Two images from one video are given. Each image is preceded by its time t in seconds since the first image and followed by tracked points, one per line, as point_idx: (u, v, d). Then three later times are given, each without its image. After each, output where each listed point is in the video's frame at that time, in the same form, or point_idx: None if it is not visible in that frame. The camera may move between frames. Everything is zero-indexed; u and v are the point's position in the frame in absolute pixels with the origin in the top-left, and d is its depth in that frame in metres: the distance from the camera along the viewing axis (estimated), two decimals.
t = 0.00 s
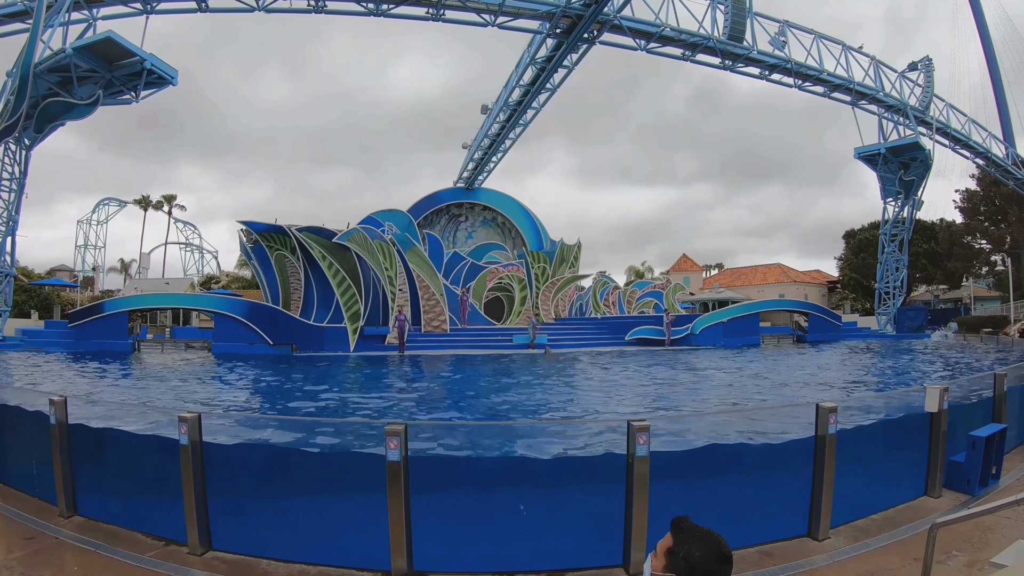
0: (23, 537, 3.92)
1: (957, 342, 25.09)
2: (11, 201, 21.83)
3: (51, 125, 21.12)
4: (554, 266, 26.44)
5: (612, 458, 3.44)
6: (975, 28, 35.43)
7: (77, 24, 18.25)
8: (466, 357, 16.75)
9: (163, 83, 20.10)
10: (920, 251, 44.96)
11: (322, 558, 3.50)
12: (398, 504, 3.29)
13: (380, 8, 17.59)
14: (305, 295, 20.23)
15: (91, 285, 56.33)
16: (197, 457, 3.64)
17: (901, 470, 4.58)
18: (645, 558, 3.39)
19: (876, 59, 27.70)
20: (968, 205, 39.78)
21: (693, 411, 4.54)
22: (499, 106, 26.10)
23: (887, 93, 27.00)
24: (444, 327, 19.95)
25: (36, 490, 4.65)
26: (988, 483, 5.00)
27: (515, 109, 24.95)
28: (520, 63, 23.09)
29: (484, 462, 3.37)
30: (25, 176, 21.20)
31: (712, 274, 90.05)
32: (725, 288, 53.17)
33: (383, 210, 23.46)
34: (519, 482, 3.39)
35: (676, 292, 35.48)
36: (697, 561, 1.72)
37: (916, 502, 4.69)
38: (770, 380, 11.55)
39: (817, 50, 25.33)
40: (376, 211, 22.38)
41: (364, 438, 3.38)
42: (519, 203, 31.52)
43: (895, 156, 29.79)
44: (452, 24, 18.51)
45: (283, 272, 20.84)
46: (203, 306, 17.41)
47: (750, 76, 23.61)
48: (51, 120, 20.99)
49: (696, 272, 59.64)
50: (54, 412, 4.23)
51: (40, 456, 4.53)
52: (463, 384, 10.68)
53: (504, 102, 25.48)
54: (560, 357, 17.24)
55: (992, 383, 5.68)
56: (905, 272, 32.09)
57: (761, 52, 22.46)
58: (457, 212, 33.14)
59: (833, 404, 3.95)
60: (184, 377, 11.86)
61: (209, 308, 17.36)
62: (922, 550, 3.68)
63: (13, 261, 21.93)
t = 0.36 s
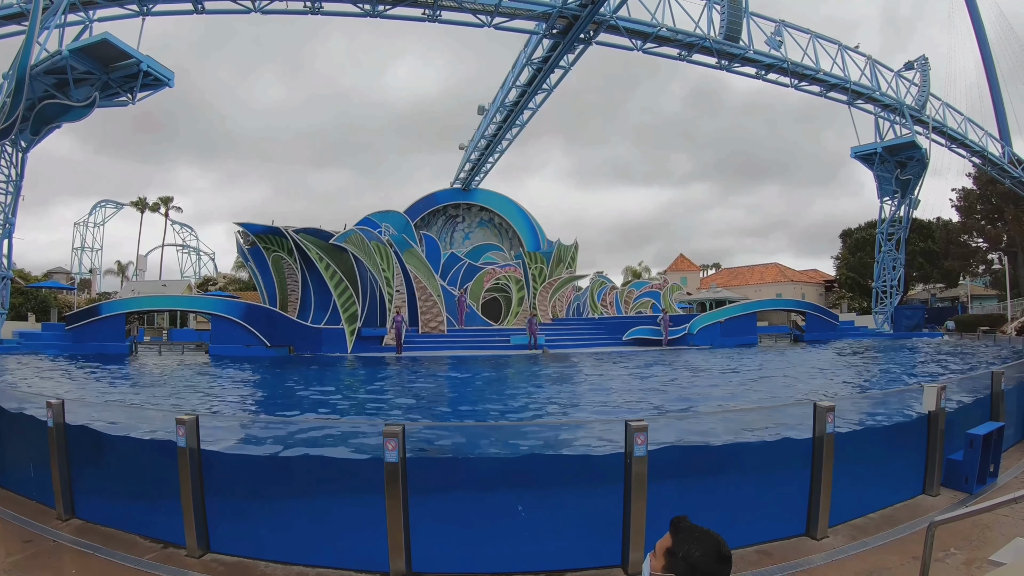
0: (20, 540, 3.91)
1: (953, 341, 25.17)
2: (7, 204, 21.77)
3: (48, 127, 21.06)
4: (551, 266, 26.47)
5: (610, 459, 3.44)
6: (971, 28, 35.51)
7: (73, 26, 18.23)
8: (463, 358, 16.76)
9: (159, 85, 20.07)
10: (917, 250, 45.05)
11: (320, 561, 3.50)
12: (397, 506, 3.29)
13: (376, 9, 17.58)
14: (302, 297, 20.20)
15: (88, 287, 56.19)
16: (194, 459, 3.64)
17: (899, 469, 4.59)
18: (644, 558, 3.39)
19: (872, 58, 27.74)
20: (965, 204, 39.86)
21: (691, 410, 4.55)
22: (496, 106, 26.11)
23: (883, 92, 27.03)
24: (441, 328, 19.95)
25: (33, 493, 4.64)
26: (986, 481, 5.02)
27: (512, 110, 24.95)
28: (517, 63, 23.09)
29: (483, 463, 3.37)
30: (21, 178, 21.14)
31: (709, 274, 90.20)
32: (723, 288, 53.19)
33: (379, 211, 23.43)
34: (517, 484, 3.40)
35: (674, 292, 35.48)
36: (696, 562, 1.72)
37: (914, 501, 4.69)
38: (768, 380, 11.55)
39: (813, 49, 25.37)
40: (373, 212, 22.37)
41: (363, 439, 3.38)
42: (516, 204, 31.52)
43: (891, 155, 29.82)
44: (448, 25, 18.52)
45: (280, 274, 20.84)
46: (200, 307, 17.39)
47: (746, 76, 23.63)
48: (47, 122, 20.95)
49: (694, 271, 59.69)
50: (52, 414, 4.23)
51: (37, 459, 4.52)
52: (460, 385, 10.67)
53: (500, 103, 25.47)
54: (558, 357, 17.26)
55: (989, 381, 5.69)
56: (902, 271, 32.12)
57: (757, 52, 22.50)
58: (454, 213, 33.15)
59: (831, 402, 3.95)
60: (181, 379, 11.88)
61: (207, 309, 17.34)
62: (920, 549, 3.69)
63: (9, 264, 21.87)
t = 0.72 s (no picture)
0: (18, 540, 3.91)
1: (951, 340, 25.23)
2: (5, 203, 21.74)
3: (46, 126, 21.03)
4: (550, 265, 26.49)
5: (609, 457, 3.45)
6: (969, 27, 35.52)
7: (71, 25, 18.20)
8: (462, 357, 16.76)
9: (157, 84, 20.05)
10: (916, 249, 45.08)
11: (319, 560, 3.50)
12: (395, 506, 3.28)
13: (375, 8, 17.57)
14: (301, 296, 20.16)
15: (86, 287, 56.16)
16: (193, 459, 3.64)
17: (898, 467, 4.60)
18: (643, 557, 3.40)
19: (870, 58, 27.76)
20: (963, 203, 39.90)
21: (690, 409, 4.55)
22: (494, 106, 26.10)
23: (881, 91, 27.05)
24: (440, 327, 19.94)
25: (31, 492, 4.63)
26: (984, 480, 5.03)
27: (511, 109, 24.93)
28: (516, 62, 23.08)
29: (481, 462, 3.37)
30: (19, 178, 21.10)
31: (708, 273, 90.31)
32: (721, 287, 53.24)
33: (378, 210, 23.42)
34: (516, 483, 3.39)
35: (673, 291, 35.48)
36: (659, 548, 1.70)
37: (913, 499, 4.70)
38: (768, 380, 11.51)
39: (812, 49, 25.40)
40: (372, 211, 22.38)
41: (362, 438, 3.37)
42: (514, 203, 31.51)
43: (890, 155, 29.85)
44: (447, 24, 18.51)
45: (278, 274, 20.84)
46: (199, 307, 17.37)
47: (744, 75, 23.65)
48: (45, 121, 20.91)
49: (692, 270, 59.72)
50: (50, 414, 4.23)
51: (35, 459, 4.51)
52: (459, 384, 10.66)
53: (499, 102, 25.45)
54: (556, 356, 17.26)
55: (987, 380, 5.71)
56: (900, 270, 32.14)
57: (755, 51, 22.51)
58: (453, 212, 33.14)
59: (830, 402, 3.96)
60: (179, 378, 11.89)
61: (205, 309, 17.33)
62: (920, 548, 3.69)
63: (7, 263, 21.84)
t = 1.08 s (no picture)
0: (19, 538, 3.91)
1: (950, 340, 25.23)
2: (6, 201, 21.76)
3: (47, 125, 21.04)
4: (550, 264, 26.51)
5: (610, 456, 3.45)
6: (970, 27, 35.48)
7: (72, 23, 18.22)
8: (462, 356, 16.76)
9: (158, 82, 20.04)
10: (916, 249, 45.08)
11: (320, 559, 3.50)
12: (395, 505, 3.28)
13: (375, 7, 17.55)
14: (301, 295, 20.14)
15: (86, 285, 56.21)
16: (194, 456, 3.64)
17: (898, 466, 4.60)
18: (643, 556, 3.41)
19: (871, 57, 27.73)
20: (963, 203, 39.90)
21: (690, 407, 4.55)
22: (495, 104, 26.07)
23: (882, 91, 27.02)
24: (440, 325, 19.91)
25: (31, 490, 4.64)
26: (984, 479, 5.02)
27: (511, 107, 24.91)
28: (516, 61, 23.06)
29: (480, 459, 3.36)
30: (20, 176, 21.11)
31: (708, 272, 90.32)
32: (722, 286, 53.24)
33: (378, 209, 23.43)
34: (516, 481, 3.40)
35: (673, 290, 35.45)
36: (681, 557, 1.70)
37: (913, 499, 4.70)
38: (768, 379, 11.50)
39: (813, 48, 25.36)
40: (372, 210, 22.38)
41: (363, 437, 3.38)
42: (515, 202, 31.48)
43: (890, 154, 29.84)
44: (447, 23, 18.50)
45: (279, 272, 20.84)
46: (199, 305, 17.38)
47: (745, 74, 23.65)
48: (45, 120, 20.92)
49: (693, 269, 59.71)
50: (50, 413, 4.23)
51: (35, 457, 4.51)
52: (459, 382, 10.66)
53: (499, 100, 25.44)
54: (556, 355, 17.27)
55: (987, 379, 5.70)
56: (900, 269, 32.12)
57: (756, 50, 22.49)
58: (453, 211, 33.10)
59: (830, 400, 3.96)
60: (178, 377, 11.88)
61: (205, 307, 17.34)
62: (920, 547, 3.69)
63: (7, 262, 21.85)
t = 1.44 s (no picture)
0: (20, 535, 3.92)
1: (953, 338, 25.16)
2: (7, 199, 21.79)
3: (48, 122, 21.04)
4: (551, 262, 26.49)
5: (611, 453, 3.45)
6: (973, 24, 35.37)
7: (73, 21, 18.20)
8: (463, 353, 16.76)
9: (159, 79, 20.03)
10: (918, 247, 45.02)
11: (320, 556, 3.50)
12: (397, 503, 3.29)
13: (376, 4, 17.52)
14: (302, 292, 20.12)
15: (88, 283, 56.27)
16: (195, 454, 3.64)
17: (899, 464, 4.59)
18: (644, 554, 3.40)
19: (874, 54, 27.65)
20: (965, 201, 39.82)
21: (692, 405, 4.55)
22: (497, 102, 26.04)
23: (884, 88, 26.96)
24: (441, 323, 19.91)
25: (33, 488, 4.64)
26: (985, 479, 5.02)
27: (513, 105, 24.89)
28: (518, 58, 23.04)
29: (482, 456, 3.37)
30: (21, 173, 21.12)
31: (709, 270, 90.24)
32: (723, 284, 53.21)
33: (379, 206, 23.44)
34: (517, 479, 3.40)
35: (675, 288, 35.41)
36: (696, 556, 1.70)
37: (913, 498, 4.69)
38: (770, 375, 11.51)
39: (816, 45, 25.28)
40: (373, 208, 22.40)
41: (363, 434, 3.38)
42: (516, 199, 31.47)
43: (892, 152, 29.78)
44: (449, 20, 18.48)
45: (280, 270, 20.83)
46: (201, 302, 17.40)
47: (747, 72, 23.60)
48: (47, 117, 20.92)
49: (694, 267, 59.68)
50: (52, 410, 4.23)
51: (37, 454, 4.52)
52: (460, 379, 10.66)
53: (501, 98, 25.39)
54: (557, 353, 17.25)
55: (989, 378, 5.69)
56: (902, 267, 32.07)
57: (758, 47, 22.45)
58: (455, 208, 33.07)
59: (831, 399, 3.96)
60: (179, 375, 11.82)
61: (206, 305, 17.35)
62: (921, 546, 3.68)
63: (9, 259, 21.88)
